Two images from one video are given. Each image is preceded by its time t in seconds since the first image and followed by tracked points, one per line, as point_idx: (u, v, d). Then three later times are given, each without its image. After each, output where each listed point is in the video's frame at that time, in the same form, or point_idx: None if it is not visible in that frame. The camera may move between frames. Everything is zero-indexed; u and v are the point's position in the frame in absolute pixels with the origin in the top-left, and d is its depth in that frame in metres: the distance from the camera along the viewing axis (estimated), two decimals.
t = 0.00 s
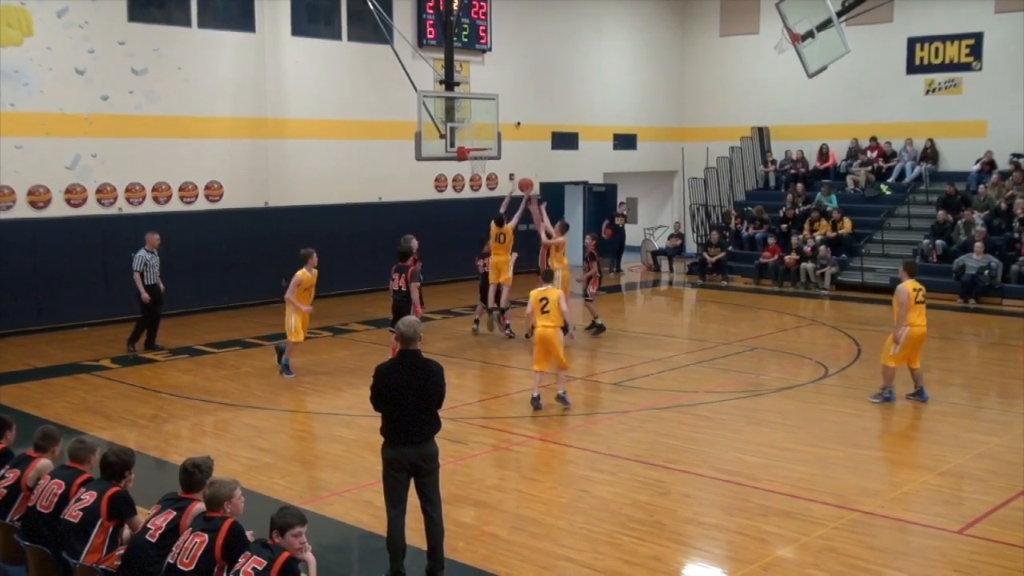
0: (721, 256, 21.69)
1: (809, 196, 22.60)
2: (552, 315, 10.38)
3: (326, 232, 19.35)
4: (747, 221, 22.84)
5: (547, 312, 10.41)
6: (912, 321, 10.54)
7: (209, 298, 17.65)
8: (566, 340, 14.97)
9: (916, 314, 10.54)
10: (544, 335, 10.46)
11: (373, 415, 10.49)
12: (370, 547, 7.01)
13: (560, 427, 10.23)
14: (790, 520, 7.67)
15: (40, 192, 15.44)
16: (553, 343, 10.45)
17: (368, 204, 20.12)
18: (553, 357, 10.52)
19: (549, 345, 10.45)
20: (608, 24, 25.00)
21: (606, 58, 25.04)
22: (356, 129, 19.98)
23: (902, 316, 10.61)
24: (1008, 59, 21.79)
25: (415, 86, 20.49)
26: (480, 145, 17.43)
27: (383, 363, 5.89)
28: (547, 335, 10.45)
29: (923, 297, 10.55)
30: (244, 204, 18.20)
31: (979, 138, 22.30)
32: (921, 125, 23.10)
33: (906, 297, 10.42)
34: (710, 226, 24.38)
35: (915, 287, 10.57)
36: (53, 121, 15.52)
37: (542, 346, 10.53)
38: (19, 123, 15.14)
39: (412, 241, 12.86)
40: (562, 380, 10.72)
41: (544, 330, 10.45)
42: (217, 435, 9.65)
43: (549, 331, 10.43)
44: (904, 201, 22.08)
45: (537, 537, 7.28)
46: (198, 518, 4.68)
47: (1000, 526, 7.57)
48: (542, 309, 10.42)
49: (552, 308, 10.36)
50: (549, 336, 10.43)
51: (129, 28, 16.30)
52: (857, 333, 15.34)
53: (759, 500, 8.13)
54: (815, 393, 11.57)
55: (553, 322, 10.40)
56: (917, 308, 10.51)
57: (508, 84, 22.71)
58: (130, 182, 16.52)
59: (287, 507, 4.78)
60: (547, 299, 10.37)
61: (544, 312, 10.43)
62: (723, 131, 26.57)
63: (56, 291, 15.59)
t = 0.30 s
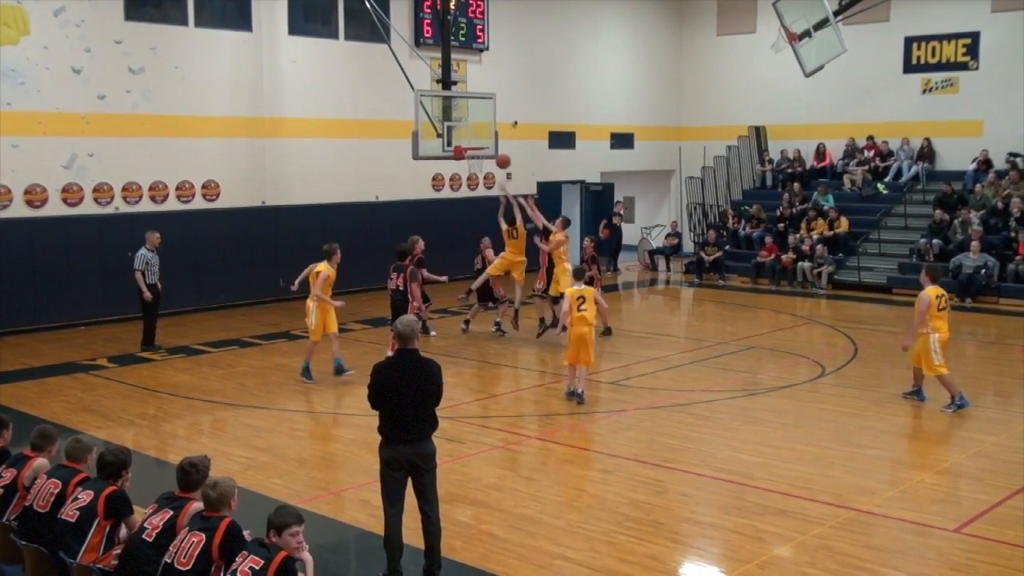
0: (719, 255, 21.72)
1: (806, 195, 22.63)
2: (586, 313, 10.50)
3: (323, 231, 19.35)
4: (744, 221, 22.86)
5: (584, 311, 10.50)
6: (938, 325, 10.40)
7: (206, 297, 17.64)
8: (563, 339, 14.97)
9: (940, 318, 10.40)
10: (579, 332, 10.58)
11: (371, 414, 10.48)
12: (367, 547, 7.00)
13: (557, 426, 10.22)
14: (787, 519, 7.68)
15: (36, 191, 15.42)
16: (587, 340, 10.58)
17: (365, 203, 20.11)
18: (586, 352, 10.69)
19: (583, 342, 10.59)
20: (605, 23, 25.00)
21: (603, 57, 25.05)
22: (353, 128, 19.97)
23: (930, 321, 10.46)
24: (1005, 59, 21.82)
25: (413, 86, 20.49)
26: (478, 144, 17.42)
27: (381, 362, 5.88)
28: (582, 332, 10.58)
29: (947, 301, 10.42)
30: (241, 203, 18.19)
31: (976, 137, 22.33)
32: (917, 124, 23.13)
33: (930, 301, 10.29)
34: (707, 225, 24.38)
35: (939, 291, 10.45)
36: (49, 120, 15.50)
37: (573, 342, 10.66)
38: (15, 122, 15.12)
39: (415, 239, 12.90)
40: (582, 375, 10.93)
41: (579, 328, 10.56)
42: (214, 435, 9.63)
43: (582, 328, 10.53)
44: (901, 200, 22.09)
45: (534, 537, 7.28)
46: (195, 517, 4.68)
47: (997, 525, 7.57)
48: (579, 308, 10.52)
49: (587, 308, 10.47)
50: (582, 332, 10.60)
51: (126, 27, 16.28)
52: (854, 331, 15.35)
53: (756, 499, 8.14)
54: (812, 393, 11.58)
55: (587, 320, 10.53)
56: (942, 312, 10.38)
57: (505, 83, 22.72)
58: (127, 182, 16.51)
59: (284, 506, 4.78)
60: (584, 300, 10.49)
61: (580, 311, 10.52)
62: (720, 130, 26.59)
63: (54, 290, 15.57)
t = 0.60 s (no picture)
0: (715, 254, 21.78)
1: (802, 195, 22.65)
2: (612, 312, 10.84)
3: (318, 230, 19.36)
4: (740, 220, 22.88)
5: (609, 311, 10.86)
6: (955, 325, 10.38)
7: (203, 297, 17.64)
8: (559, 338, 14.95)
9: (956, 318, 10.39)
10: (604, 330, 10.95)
11: (367, 414, 10.48)
12: (364, 546, 7.01)
13: (553, 426, 10.22)
14: (783, 518, 7.69)
15: (32, 190, 15.41)
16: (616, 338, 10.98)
17: (362, 203, 20.11)
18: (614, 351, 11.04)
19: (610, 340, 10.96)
20: (601, 22, 25.00)
21: (599, 56, 25.05)
22: (350, 127, 19.97)
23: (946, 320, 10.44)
24: (1000, 59, 21.85)
25: (409, 85, 20.49)
26: (474, 144, 17.41)
27: (377, 362, 5.89)
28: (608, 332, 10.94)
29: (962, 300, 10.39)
30: (236, 203, 18.16)
31: (971, 136, 22.36)
32: (914, 123, 23.15)
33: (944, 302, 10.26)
34: (703, 225, 24.40)
35: (954, 290, 10.42)
36: (45, 120, 15.47)
37: (598, 342, 10.98)
38: (12, 122, 15.11)
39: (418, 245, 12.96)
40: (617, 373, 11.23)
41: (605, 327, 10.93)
42: (211, 434, 9.63)
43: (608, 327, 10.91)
44: (896, 199, 22.10)
45: (531, 537, 7.29)
46: (191, 517, 4.67)
47: (993, 524, 7.59)
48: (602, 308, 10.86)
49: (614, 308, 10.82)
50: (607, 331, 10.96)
51: (122, 27, 16.26)
52: (850, 331, 15.37)
53: (752, 499, 8.15)
54: (808, 392, 11.59)
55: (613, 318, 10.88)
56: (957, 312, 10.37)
57: (501, 83, 22.71)
58: (123, 181, 16.49)
59: (281, 505, 4.78)
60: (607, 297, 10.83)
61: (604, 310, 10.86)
62: (716, 130, 26.60)
63: (50, 291, 15.56)
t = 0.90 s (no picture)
0: (712, 254, 21.80)
1: (798, 194, 22.66)
2: (642, 314, 10.89)
3: (314, 230, 19.35)
4: (736, 220, 22.89)
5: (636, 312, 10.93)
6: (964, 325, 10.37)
7: (199, 297, 17.61)
8: (555, 338, 14.94)
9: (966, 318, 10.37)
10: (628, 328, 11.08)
11: (363, 414, 10.47)
12: (361, 546, 7.01)
13: (550, 426, 10.22)
14: (779, 517, 7.70)
15: (28, 190, 15.38)
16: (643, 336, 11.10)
17: (359, 203, 20.10)
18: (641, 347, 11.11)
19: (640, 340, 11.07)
20: (598, 22, 25.01)
21: (596, 56, 25.06)
22: (347, 127, 19.96)
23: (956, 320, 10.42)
24: (996, 59, 21.88)
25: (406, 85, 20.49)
26: (470, 143, 17.39)
27: (374, 361, 5.88)
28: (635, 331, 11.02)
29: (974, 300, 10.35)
30: (232, 203, 18.12)
31: (967, 136, 22.38)
32: (910, 123, 23.17)
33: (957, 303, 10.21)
34: (700, 225, 24.42)
35: (967, 289, 10.37)
36: (40, 119, 15.44)
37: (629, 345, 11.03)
38: (8, 122, 15.08)
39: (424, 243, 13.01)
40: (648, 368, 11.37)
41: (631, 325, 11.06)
42: (207, 434, 9.62)
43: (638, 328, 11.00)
44: (893, 199, 22.11)
45: (527, 536, 7.28)
46: (187, 517, 4.66)
47: (989, 523, 7.60)
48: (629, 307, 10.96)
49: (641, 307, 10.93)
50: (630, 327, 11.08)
51: (118, 26, 16.23)
52: (846, 331, 15.38)
53: (749, 498, 8.15)
54: (804, 392, 11.59)
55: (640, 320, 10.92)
56: (968, 312, 10.34)
57: (498, 83, 22.69)
58: (119, 181, 16.47)
59: (278, 506, 4.77)
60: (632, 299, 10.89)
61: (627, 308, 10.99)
62: (713, 129, 26.62)
63: (46, 290, 15.54)
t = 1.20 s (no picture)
0: (709, 253, 21.76)
1: (796, 193, 22.65)
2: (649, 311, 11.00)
3: (311, 229, 19.34)
4: (733, 219, 22.89)
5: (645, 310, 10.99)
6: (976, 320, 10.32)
7: (197, 296, 17.60)
8: (552, 337, 14.94)
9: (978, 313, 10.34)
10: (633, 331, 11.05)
11: (361, 414, 10.48)
12: (358, 545, 7.01)
13: (547, 425, 10.22)
14: (777, 516, 7.70)
15: (25, 189, 15.37)
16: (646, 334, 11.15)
17: (355, 202, 20.09)
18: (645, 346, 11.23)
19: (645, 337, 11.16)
20: (595, 21, 25.01)
21: (593, 55, 25.06)
22: (344, 125, 19.95)
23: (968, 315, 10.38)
24: (993, 58, 21.89)
25: (403, 84, 20.49)
26: (467, 142, 17.38)
27: (371, 361, 5.88)
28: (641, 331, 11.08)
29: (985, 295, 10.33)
30: (229, 202, 18.12)
31: (965, 135, 22.39)
32: (907, 122, 23.19)
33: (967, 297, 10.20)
34: (697, 224, 24.42)
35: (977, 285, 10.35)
36: (38, 118, 15.44)
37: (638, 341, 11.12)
38: (6, 120, 15.08)
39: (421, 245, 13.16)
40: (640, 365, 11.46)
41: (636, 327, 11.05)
42: (204, 433, 9.62)
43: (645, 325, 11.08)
44: (890, 198, 22.13)
45: (525, 535, 7.29)
46: (185, 516, 4.67)
47: (986, 522, 7.61)
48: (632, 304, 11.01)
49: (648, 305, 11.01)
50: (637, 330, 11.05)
51: (115, 25, 16.22)
52: (843, 330, 15.39)
53: (746, 497, 8.16)
54: (801, 391, 11.60)
55: (654, 315, 11.08)
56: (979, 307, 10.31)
57: (495, 82, 22.68)
58: (116, 179, 16.46)
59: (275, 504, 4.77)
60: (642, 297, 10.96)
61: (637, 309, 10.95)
62: (710, 129, 26.63)
63: (43, 289, 15.53)
